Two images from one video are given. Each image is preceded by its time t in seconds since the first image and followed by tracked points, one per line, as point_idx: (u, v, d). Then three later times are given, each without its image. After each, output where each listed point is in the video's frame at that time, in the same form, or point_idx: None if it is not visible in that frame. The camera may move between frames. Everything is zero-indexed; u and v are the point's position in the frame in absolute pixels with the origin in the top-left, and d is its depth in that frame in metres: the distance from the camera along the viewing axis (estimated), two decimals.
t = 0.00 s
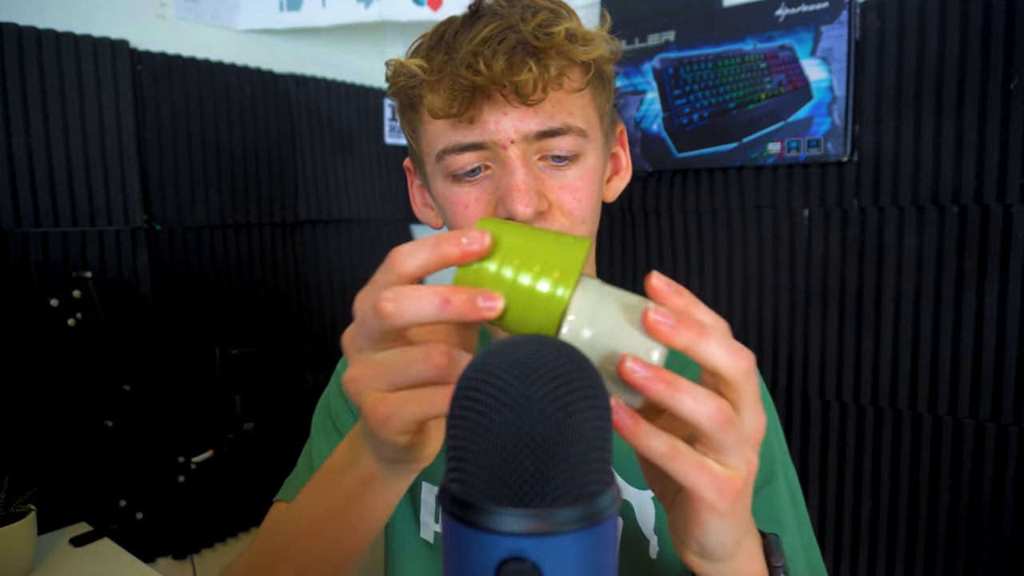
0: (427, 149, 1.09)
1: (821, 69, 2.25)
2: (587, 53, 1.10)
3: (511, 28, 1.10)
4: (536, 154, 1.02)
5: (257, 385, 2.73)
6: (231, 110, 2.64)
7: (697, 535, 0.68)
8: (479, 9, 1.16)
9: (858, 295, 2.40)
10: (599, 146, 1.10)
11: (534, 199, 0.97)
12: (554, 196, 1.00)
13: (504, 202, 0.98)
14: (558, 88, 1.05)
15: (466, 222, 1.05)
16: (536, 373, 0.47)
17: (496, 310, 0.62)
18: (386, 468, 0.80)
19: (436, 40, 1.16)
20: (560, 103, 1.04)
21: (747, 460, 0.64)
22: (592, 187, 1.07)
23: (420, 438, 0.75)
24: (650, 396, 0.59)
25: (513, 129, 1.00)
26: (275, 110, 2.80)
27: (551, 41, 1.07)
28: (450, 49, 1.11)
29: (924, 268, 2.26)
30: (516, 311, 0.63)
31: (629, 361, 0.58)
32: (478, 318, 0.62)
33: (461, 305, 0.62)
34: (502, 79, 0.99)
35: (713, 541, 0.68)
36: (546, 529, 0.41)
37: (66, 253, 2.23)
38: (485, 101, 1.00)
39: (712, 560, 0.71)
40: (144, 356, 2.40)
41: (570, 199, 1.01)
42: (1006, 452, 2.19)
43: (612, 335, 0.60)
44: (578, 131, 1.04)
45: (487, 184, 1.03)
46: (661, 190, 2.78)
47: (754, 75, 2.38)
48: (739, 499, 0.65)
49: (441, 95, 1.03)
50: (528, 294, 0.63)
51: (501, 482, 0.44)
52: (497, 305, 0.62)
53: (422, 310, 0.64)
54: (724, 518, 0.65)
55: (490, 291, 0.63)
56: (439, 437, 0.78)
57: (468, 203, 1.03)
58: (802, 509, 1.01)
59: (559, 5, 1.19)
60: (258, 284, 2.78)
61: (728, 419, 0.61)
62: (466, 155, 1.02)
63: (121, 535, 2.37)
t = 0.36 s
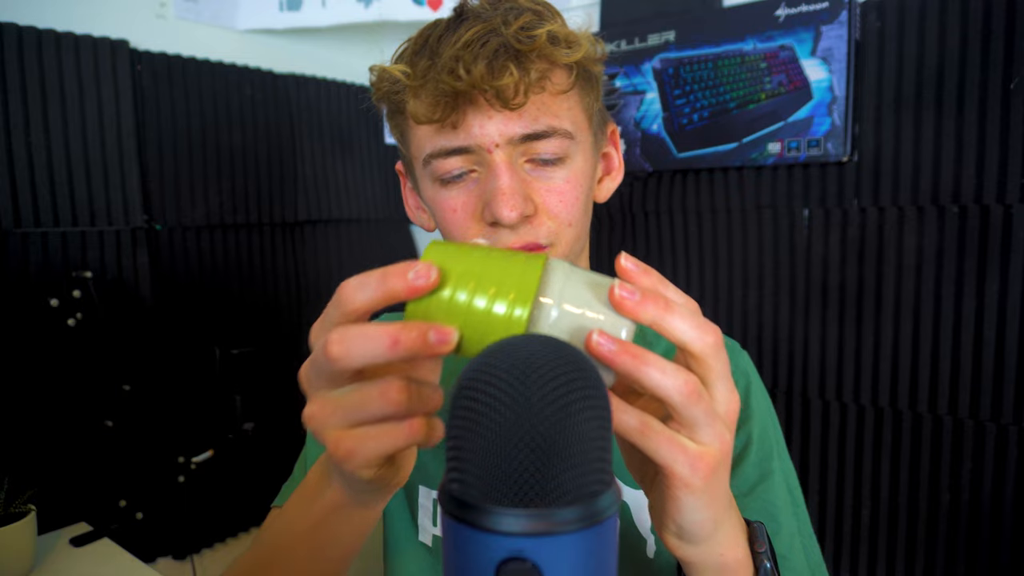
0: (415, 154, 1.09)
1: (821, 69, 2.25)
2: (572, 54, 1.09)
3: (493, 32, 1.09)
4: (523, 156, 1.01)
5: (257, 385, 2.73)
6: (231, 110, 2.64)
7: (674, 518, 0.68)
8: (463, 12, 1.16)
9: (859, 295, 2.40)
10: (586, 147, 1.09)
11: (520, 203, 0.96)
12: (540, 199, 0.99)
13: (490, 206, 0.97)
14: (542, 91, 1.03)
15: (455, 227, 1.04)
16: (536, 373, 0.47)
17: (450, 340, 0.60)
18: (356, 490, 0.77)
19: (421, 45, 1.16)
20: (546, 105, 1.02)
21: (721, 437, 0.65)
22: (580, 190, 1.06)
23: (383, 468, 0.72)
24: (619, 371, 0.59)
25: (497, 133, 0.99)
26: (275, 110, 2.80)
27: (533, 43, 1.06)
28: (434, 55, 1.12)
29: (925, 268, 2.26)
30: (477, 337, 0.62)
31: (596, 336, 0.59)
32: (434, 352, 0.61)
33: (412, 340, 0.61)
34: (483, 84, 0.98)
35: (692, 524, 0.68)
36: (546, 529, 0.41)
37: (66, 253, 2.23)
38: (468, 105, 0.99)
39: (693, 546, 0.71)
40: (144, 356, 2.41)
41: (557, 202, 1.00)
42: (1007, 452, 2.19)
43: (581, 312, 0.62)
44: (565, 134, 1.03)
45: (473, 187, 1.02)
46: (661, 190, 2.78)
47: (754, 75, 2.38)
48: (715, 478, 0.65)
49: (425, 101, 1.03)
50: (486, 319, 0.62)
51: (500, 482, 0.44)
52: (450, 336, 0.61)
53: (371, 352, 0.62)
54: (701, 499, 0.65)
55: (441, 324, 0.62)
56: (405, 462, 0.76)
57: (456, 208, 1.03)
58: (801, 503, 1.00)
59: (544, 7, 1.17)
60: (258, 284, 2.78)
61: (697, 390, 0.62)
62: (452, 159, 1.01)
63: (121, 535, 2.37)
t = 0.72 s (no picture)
0: (405, 159, 1.10)
1: (822, 69, 2.25)
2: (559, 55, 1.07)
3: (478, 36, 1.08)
4: (510, 160, 1.00)
5: (257, 385, 2.73)
6: (231, 110, 2.64)
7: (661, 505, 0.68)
8: (450, 17, 1.15)
9: (859, 295, 2.39)
10: (577, 148, 1.08)
11: (507, 207, 0.96)
12: (528, 204, 0.99)
13: (477, 211, 0.97)
14: (525, 95, 1.01)
15: (446, 230, 1.05)
16: (536, 373, 0.46)
17: (418, 376, 0.63)
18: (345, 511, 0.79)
19: (408, 49, 1.15)
20: (532, 109, 1.01)
21: (707, 422, 0.64)
22: (570, 193, 1.05)
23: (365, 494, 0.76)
24: (604, 356, 0.59)
25: (484, 138, 0.98)
26: (275, 110, 2.80)
27: (517, 47, 1.04)
28: (420, 60, 1.11)
29: (925, 268, 2.26)
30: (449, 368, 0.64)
31: (579, 319, 0.58)
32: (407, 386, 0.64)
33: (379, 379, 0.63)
34: (466, 91, 0.98)
35: (678, 511, 0.68)
36: (546, 529, 0.41)
37: (66, 254, 2.23)
38: (453, 112, 0.99)
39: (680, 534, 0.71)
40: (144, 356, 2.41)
41: (545, 206, 1.00)
42: (1007, 452, 2.19)
43: (562, 296, 0.61)
44: (554, 137, 1.02)
45: (462, 191, 1.02)
46: (661, 190, 2.78)
47: (754, 75, 2.38)
48: (700, 464, 0.65)
49: (409, 109, 1.02)
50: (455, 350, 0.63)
51: (500, 482, 0.44)
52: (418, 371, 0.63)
53: (341, 391, 0.64)
54: (687, 486, 0.65)
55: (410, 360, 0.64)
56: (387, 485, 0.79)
57: (446, 212, 1.04)
58: (799, 497, 0.99)
59: (531, 8, 1.16)
60: (258, 284, 2.78)
61: (681, 373, 0.61)
62: (439, 162, 1.02)
63: (121, 536, 2.37)
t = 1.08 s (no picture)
0: (398, 159, 1.10)
1: (821, 69, 2.25)
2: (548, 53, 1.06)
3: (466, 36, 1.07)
4: (501, 159, 1.01)
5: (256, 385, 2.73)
6: (231, 110, 2.64)
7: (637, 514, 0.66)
8: (441, 16, 1.15)
9: (859, 295, 2.39)
10: (569, 148, 1.07)
11: (496, 207, 0.96)
12: (519, 203, 0.99)
13: (467, 211, 0.97)
14: (513, 95, 1.00)
15: (438, 230, 1.05)
16: (536, 373, 0.46)
17: (397, 357, 0.64)
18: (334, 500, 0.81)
19: (399, 49, 1.15)
20: (521, 109, 1.00)
21: (679, 429, 0.62)
22: (562, 192, 1.05)
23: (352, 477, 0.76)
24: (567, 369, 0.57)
25: (473, 137, 0.98)
26: (275, 111, 2.80)
27: (503, 47, 1.02)
28: (410, 61, 1.11)
29: (925, 268, 2.26)
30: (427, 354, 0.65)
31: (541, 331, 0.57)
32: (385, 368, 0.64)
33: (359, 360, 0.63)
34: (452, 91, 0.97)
35: (655, 519, 0.65)
36: (546, 529, 0.41)
37: (66, 254, 2.23)
38: (441, 113, 0.99)
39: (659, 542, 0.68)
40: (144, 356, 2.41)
41: (536, 206, 0.99)
42: (1007, 452, 2.19)
43: (525, 307, 0.59)
44: (543, 136, 1.02)
45: (454, 191, 1.02)
46: (661, 190, 2.78)
47: (754, 75, 2.38)
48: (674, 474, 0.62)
49: (398, 109, 1.02)
50: (432, 334, 0.64)
51: (500, 482, 0.44)
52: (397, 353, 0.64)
53: (321, 372, 0.63)
54: (663, 495, 0.63)
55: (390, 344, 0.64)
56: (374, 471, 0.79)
57: (437, 212, 1.04)
58: (798, 492, 0.99)
59: (522, 8, 1.15)
60: (258, 284, 2.78)
61: (649, 380, 0.59)
62: (431, 162, 1.02)
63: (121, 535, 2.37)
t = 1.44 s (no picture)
0: (391, 161, 1.10)
1: (821, 69, 2.25)
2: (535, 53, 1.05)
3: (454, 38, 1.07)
4: (491, 160, 1.01)
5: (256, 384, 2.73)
6: (231, 110, 2.64)
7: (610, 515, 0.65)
8: (430, 18, 1.15)
9: (859, 295, 2.39)
10: (560, 147, 1.07)
11: (486, 208, 0.96)
12: (509, 203, 0.99)
13: (457, 211, 0.97)
14: (501, 96, 1.00)
15: (430, 231, 1.05)
16: (536, 373, 0.46)
17: (359, 336, 0.64)
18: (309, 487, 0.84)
19: (389, 52, 1.15)
20: (510, 109, 1.00)
21: (642, 429, 0.61)
22: (553, 192, 1.05)
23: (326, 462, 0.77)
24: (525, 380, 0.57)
25: (463, 138, 0.98)
26: (275, 111, 2.80)
27: (490, 48, 1.02)
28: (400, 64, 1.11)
29: (925, 268, 2.26)
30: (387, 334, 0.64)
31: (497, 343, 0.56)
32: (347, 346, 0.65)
33: (321, 339, 0.64)
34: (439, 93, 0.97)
35: (629, 522, 0.64)
36: (546, 529, 0.41)
37: (66, 254, 2.23)
38: (429, 115, 0.99)
39: (636, 544, 0.67)
40: (144, 356, 2.41)
41: (526, 206, 1.00)
42: (1007, 452, 2.19)
43: (479, 320, 0.59)
44: (533, 137, 1.02)
45: (445, 192, 1.02)
46: (661, 190, 2.78)
47: (754, 75, 2.38)
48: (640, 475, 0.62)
49: (387, 111, 1.02)
50: (392, 315, 0.63)
51: (501, 482, 0.44)
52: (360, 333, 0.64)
53: (284, 349, 0.66)
54: (634, 497, 0.62)
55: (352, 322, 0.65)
56: (347, 453, 0.80)
57: (429, 213, 1.04)
58: (795, 491, 0.99)
59: (510, 9, 1.15)
60: (258, 284, 2.78)
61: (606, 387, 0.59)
62: (422, 162, 1.02)
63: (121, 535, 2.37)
